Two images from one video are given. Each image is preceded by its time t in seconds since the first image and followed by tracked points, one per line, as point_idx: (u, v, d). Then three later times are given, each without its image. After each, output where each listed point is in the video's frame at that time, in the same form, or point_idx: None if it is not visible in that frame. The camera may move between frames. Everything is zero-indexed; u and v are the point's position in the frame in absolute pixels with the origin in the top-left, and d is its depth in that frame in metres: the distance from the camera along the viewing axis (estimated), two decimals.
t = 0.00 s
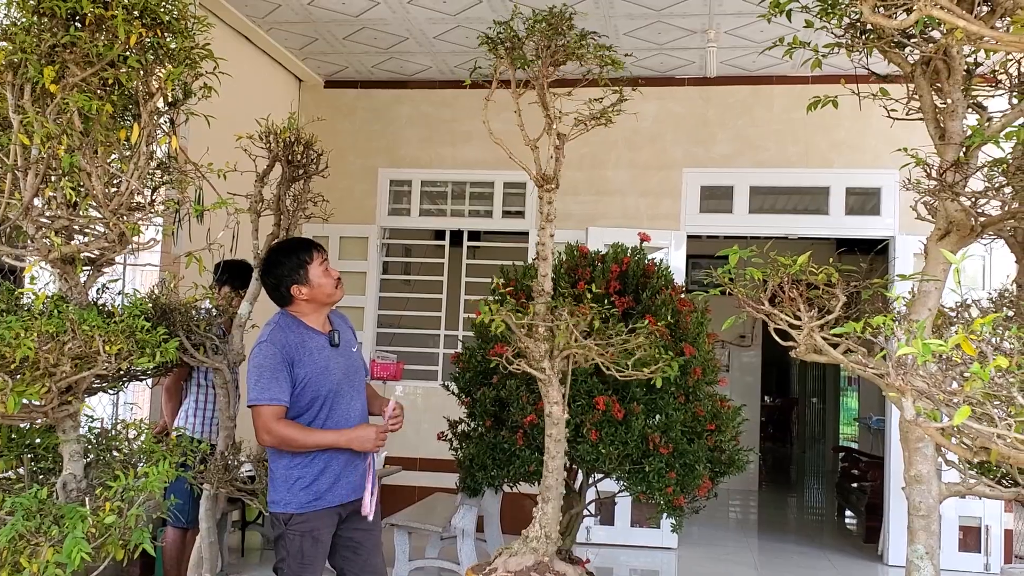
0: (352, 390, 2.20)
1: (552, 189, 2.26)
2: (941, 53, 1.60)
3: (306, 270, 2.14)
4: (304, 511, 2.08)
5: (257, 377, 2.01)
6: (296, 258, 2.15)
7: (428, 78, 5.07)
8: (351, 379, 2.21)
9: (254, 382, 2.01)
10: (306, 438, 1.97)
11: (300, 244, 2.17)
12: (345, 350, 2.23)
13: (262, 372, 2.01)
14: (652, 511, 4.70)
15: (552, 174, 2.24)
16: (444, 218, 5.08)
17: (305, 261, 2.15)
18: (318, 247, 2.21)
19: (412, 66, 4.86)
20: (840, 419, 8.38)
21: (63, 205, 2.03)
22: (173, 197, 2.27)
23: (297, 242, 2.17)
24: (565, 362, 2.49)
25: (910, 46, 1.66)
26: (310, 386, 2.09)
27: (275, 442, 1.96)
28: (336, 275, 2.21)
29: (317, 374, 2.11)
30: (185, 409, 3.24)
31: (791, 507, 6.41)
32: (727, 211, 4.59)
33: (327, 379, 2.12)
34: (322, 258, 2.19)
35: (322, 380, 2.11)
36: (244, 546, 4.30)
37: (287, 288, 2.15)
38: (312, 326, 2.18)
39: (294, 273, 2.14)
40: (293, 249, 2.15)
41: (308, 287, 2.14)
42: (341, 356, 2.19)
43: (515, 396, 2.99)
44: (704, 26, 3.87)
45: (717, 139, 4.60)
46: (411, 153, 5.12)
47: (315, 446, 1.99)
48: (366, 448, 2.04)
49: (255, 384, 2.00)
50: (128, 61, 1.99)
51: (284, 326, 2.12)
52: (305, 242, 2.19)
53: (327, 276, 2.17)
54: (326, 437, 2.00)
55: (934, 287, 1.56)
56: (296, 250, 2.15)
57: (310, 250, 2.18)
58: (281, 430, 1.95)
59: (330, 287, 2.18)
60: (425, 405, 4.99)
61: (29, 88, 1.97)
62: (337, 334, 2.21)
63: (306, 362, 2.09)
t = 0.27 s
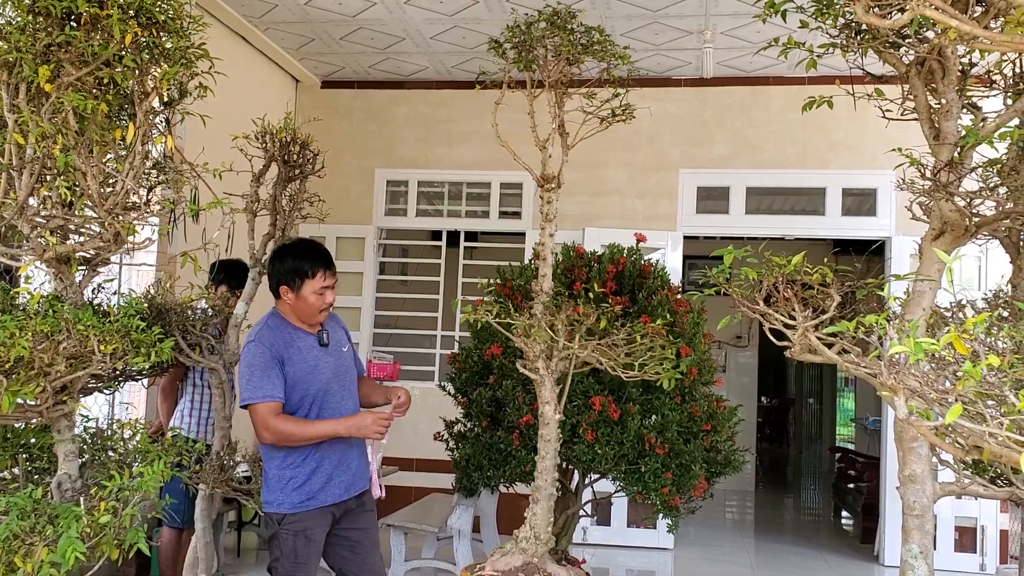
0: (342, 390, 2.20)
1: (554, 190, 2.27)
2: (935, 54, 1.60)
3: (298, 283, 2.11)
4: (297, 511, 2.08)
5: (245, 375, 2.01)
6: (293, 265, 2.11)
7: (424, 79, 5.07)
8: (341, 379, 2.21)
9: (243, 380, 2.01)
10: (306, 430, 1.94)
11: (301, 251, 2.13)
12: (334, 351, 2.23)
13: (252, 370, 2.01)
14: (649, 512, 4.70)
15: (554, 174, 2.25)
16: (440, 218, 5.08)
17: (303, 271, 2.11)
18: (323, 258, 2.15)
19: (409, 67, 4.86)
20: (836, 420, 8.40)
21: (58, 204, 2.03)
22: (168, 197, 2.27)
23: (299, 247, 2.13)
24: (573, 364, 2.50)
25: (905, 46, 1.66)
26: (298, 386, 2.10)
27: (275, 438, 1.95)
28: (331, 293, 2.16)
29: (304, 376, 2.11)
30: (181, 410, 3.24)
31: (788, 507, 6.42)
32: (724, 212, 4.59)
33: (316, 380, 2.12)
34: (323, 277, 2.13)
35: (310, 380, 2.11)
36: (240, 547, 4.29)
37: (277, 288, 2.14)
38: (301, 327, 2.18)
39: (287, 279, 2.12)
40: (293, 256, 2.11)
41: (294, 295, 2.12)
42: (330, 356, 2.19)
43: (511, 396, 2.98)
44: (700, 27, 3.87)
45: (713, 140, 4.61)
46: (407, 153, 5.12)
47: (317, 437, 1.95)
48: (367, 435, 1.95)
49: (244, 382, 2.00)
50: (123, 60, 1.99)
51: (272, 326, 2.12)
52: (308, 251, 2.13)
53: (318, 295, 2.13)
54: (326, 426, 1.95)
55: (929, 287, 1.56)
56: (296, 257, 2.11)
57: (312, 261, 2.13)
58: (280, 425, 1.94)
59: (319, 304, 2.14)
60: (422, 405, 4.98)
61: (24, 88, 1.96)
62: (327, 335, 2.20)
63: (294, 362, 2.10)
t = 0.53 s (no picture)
0: (336, 392, 2.21)
1: (556, 190, 2.23)
2: (929, 56, 1.60)
3: (296, 290, 2.10)
4: (292, 511, 2.08)
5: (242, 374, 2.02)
6: (293, 269, 2.09)
7: (421, 80, 5.08)
8: (336, 382, 2.22)
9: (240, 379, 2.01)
10: (305, 425, 1.93)
11: (302, 256, 2.10)
12: (330, 353, 2.23)
13: (249, 370, 2.02)
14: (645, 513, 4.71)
15: (554, 174, 2.23)
16: (437, 220, 5.08)
17: (302, 278, 2.09)
18: (324, 266, 2.13)
19: (406, 68, 4.86)
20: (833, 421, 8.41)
21: (54, 206, 2.03)
22: (165, 198, 2.27)
23: (300, 252, 2.11)
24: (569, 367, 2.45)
25: (900, 48, 1.66)
26: (293, 387, 2.10)
27: (274, 437, 1.95)
28: (328, 301, 2.14)
29: (299, 377, 2.12)
30: (177, 411, 3.24)
31: (785, 509, 6.42)
32: (720, 213, 4.60)
33: (311, 382, 2.13)
34: (321, 286, 2.10)
35: (306, 381, 2.12)
36: (237, 548, 4.29)
37: (276, 290, 2.13)
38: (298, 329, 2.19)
39: (286, 282, 2.11)
40: (293, 261, 2.09)
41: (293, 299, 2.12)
42: (326, 359, 2.20)
43: (508, 398, 2.98)
44: (697, 29, 3.88)
45: (710, 142, 4.61)
46: (404, 155, 5.12)
47: (316, 432, 1.93)
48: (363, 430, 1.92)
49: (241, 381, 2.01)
50: (119, 62, 1.99)
51: (269, 326, 2.12)
52: (311, 258, 2.11)
53: (315, 302, 2.11)
54: (325, 422, 1.94)
55: (923, 289, 1.56)
56: (297, 263, 2.09)
57: (313, 268, 2.10)
58: (280, 423, 1.93)
59: (314, 310, 2.13)
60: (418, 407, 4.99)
61: (20, 89, 1.96)
62: (324, 337, 2.21)
63: (290, 362, 2.10)
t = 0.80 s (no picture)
0: (342, 393, 2.21)
1: (556, 190, 2.24)
2: (924, 58, 1.60)
3: (299, 290, 2.11)
4: (294, 511, 2.08)
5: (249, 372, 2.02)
6: (296, 270, 2.11)
7: (419, 81, 5.08)
8: (341, 383, 2.22)
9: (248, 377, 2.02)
10: (315, 426, 1.93)
11: (305, 257, 2.12)
12: (336, 355, 2.24)
13: (256, 368, 2.02)
14: (642, 513, 4.71)
15: (552, 174, 2.23)
16: (435, 220, 5.08)
17: (306, 279, 2.11)
18: (327, 266, 2.14)
19: (404, 69, 4.87)
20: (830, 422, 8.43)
21: (51, 206, 2.03)
22: (162, 199, 2.27)
23: (304, 252, 2.12)
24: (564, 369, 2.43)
25: (895, 50, 1.66)
26: (299, 387, 2.11)
27: (283, 434, 1.95)
28: (332, 301, 2.14)
29: (304, 377, 2.12)
30: (174, 412, 3.24)
31: (782, 509, 6.43)
32: (718, 214, 4.61)
33: (316, 382, 2.13)
34: (324, 286, 2.12)
35: (311, 381, 2.12)
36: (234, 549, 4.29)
37: (281, 290, 2.14)
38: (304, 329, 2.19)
39: (290, 283, 2.12)
40: (296, 261, 2.11)
41: (297, 300, 2.13)
42: (332, 359, 2.20)
43: (505, 398, 2.99)
44: (694, 30, 3.88)
45: (707, 143, 4.62)
46: (401, 155, 5.12)
47: (325, 433, 1.94)
48: (373, 431, 1.92)
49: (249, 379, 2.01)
50: (116, 63, 1.99)
51: (275, 326, 2.13)
52: (315, 258, 2.12)
53: (319, 303, 2.12)
54: (335, 425, 1.95)
55: (918, 290, 1.56)
56: (300, 263, 2.11)
57: (315, 268, 2.11)
58: (290, 421, 1.94)
59: (319, 311, 2.14)
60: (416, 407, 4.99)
61: (17, 90, 1.96)
62: (330, 338, 2.21)
63: (296, 362, 2.11)
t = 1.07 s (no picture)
0: (347, 396, 2.20)
1: (554, 194, 2.24)
2: (920, 65, 1.58)
3: (305, 289, 2.11)
4: (297, 513, 2.08)
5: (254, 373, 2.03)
6: (301, 271, 2.12)
7: (417, 84, 5.08)
8: (347, 385, 2.21)
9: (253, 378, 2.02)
10: (319, 427, 1.91)
11: (310, 257, 2.13)
12: (343, 357, 2.23)
13: (261, 368, 2.02)
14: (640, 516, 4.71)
15: (550, 178, 2.22)
16: (432, 223, 5.08)
17: (311, 278, 2.11)
18: (331, 266, 2.15)
19: (402, 72, 4.87)
20: (827, 424, 8.43)
21: (47, 210, 2.02)
22: (159, 203, 2.26)
23: (308, 253, 2.13)
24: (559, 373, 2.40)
25: (892, 56, 1.65)
26: (304, 388, 2.10)
27: (287, 435, 1.94)
28: (339, 300, 2.14)
29: (309, 378, 2.12)
30: (171, 415, 3.23)
31: (779, 512, 6.44)
32: (716, 217, 4.61)
33: (321, 384, 2.13)
34: (329, 283, 2.12)
35: (316, 383, 2.12)
36: (231, 552, 4.28)
37: (287, 293, 2.15)
38: (311, 332, 2.19)
39: (296, 284, 2.13)
40: (301, 262, 2.11)
41: (304, 301, 2.13)
42: (338, 362, 2.20)
43: (502, 402, 2.98)
44: (691, 34, 3.89)
45: (704, 146, 4.63)
46: (398, 158, 5.12)
47: (328, 434, 1.92)
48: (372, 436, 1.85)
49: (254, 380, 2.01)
50: (114, 67, 1.99)
51: (282, 328, 2.14)
52: (320, 259, 2.13)
53: (326, 301, 2.12)
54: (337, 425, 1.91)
55: (916, 296, 1.56)
56: (305, 264, 2.12)
57: (320, 268, 2.12)
58: (293, 421, 1.93)
59: (327, 310, 2.14)
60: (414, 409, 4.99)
61: (14, 94, 1.96)
62: (336, 341, 2.21)
63: (302, 363, 2.11)
